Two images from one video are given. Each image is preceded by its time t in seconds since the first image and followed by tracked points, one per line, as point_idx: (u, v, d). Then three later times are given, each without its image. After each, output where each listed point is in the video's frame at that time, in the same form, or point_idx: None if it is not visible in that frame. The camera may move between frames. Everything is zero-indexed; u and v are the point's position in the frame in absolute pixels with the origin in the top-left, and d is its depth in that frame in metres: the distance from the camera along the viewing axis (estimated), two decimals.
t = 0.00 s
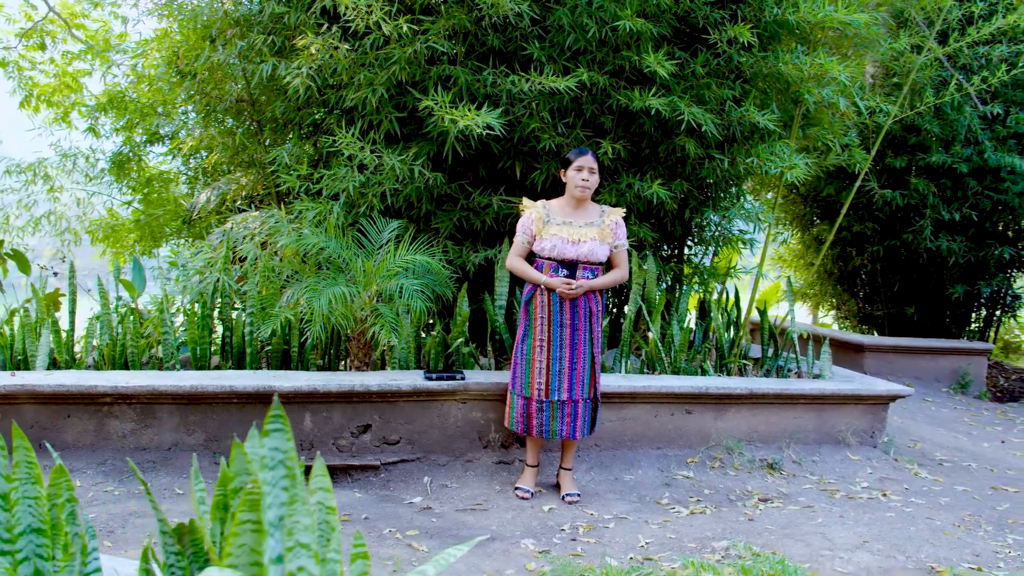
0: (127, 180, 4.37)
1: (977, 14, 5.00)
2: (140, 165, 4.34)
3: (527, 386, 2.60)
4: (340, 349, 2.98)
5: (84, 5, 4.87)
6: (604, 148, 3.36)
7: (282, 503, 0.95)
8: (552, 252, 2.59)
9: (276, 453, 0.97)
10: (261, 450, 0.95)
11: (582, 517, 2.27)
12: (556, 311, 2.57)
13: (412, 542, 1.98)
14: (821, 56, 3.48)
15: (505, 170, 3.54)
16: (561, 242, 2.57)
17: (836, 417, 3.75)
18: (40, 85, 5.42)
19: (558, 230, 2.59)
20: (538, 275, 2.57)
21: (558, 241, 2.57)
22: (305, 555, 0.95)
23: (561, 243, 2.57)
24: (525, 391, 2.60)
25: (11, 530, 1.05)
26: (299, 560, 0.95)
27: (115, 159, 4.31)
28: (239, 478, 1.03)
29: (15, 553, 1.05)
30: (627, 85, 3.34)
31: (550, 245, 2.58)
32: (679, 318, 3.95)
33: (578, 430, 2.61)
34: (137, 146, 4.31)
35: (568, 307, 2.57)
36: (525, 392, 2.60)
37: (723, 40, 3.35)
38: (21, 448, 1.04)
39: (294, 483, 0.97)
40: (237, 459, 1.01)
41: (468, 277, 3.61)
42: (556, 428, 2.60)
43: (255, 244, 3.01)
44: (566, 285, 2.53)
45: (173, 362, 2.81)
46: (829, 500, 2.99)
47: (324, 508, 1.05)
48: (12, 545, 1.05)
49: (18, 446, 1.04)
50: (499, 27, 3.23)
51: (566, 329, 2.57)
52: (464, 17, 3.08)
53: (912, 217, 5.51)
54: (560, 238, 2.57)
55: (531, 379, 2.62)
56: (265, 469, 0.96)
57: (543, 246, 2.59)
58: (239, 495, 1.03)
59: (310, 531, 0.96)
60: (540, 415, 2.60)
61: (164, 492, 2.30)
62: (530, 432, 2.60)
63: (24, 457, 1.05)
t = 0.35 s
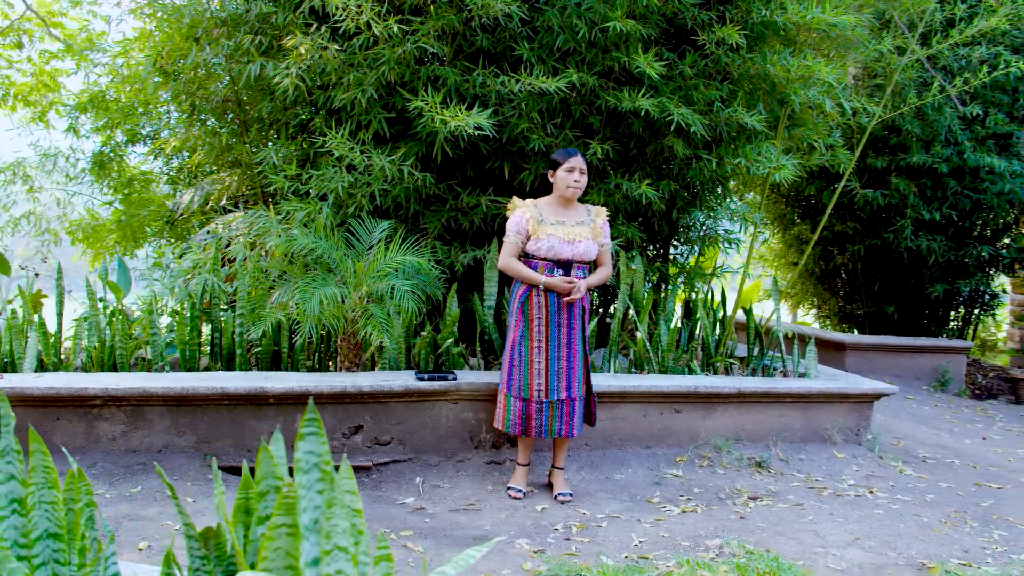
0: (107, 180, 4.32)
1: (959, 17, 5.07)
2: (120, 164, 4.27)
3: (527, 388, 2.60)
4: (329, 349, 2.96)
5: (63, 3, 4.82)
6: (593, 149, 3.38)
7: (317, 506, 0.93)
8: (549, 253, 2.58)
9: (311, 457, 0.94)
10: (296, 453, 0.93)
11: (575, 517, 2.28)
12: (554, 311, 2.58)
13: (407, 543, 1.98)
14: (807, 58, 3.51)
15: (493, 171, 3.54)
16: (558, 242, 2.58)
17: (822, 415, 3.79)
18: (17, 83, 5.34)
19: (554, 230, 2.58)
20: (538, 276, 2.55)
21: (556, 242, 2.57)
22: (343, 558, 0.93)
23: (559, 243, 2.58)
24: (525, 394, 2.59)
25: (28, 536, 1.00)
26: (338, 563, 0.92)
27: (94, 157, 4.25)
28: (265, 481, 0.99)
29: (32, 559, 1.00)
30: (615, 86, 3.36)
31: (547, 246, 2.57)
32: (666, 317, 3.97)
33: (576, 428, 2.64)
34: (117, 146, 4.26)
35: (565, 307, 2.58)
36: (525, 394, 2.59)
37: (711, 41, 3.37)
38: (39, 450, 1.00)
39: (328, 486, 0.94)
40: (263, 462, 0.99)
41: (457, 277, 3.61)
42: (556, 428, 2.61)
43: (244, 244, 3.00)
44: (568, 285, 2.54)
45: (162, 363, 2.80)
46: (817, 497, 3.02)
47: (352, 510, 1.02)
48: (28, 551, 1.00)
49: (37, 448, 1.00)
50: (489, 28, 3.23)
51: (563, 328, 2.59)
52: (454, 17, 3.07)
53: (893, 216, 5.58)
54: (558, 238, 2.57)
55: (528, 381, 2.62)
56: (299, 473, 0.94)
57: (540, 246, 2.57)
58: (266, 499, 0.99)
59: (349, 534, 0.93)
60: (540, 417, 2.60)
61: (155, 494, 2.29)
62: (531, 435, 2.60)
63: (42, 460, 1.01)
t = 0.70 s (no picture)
0: (88, 180, 4.27)
1: (942, 19, 5.13)
2: (102, 165, 4.23)
3: (511, 388, 2.60)
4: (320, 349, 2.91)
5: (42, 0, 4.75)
6: (582, 149, 3.38)
7: (347, 510, 0.89)
8: (531, 253, 2.58)
9: (341, 460, 0.89)
10: (325, 458, 0.88)
11: (568, 516, 2.29)
12: (537, 311, 2.58)
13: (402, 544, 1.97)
14: (795, 59, 3.54)
15: (481, 171, 3.53)
16: (541, 243, 2.58)
17: (808, 414, 3.82)
18: None
19: (536, 231, 2.58)
20: (522, 277, 2.55)
21: (539, 243, 2.57)
22: (376, 561, 0.92)
23: (541, 244, 2.58)
24: (509, 394, 2.59)
25: (41, 541, 1.01)
26: (371, 566, 0.91)
27: (76, 158, 4.20)
28: (286, 485, 1.00)
29: (45, 564, 1.01)
30: (605, 86, 3.36)
31: (530, 247, 2.57)
32: (654, 317, 3.98)
33: (558, 428, 2.65)
34: (99, 145, 4.22)
35: (548, 307, 2.59)
36: (509, 394, 2.59)
37: (701, 42, 3.39)
38: (53, 455, 1.00)
39: (357, 491, 0.90)
40: (285, 467, 0.99)
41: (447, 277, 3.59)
42: (538, 427, 2.62)
43: (232, 245, 2.97)
44: (553, 286, 2.56)
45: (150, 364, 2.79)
46: (805, 495, 3.05)
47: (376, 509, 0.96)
48: (42, 556, 1.00)
49: (50, 453, 1.00)
50: (478, 28, 3.22)
51: (546, 328, 2.60)
52: (444, 17, 3.06)
53: (875, 216, 5.64)
54: (541, 239, 2.58)
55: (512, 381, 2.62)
56: (329, 476, 0.89)
57: (523, 247, 2.58)
58: (289, 502, 1.00)
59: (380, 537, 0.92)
60: (523, 416, 2.61)
61: (146, 497, 2.27)
62: (515, 435, 2.60)
63: (55, 465, 1.01)
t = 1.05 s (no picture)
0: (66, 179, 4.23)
1: (924, 20, 5.19)
2: (81, 164, 4.20)
3: (488, 386, 2.61)
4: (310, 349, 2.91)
5: None
6: (571, 149, 3.38)
7: (378, 510, 0.78)
8: (506, 253, 2.58)
9: (372, 461, 0.79)
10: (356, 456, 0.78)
11: (561, 515, 2.29)
12: (513, 310, 2.57)
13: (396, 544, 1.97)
14: (781, 59, 3.58)
15: (468, 170, 3.52)
16: (514, 242, 2.57)
17: (795, 412, 3.85)
18: None
19: (510, 231, 2.58)
20: (495, 277, 2.54)
21: (512, 242, 2.56)
22: (411, 561, 0.80)
23: (515, 244, 2.57)
24: (485, 392, 2.60)
25: (54, 545, 0.92)
26: (406, 567, 0.79)
27: (55, 156, 4.15)
28: (310, 486, 0.89)
29: (59, 568, 0.92)
30: (592, 86, 3.36)
31: (504, 247, 2.57)
32: (642, 316, 3.99)
33: (539, 426, 2.63)
34: (78, 144, 4.18)
35: (524, 306, 2.57)
36: (485, 393, 2.61)
37: (688, 42, 3.41)
38: (66, 458, 0.91)
39: (391, 492, 0.79)
40: (308, 466, 0.89)
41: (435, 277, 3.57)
42: (517, 426, 2.62)
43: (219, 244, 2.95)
44: (526, 287, 2.51)
45: (138, 365, 2.79)
46: (794, 492, 3.07)
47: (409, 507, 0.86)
48: (55, 560, 0.92)
49: (63, 456, 0.91)
50: (465, 27, 3.21)
51: (523, 327, 2.59)
52: (432, 16, 3.05)
53: (857, 215, 5.70)
54: (514, 238, 2.57)
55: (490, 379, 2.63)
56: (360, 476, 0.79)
57: (497, 247, 2.58)
58: (312, 504, 0.90)
59: (415, 537, 0.81)
60: (501, 415, 2.61)
61: (135, 499, 2.24)
62: (492, 433, 2.61)
63: (69, 468, 0.92)
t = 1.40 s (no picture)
0: (59, 179, 4.21)
1: (918, 19, 5.20)
2: (72, 164, 4.19)
3: (480, 384, 2.62)
4: (309, 348, 2.91)
5: None
6: (570, 147, 3.37)
7: (420, 508, 0.77)
8: (497, 252, 2.59)
9: (413, 458, 0.77)
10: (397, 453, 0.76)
11: (563, 514, 2.29)
12: (504, 308, 2.58)
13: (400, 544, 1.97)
14: (779, 58, 3.59)
15: (466, 169, 3.50)
16: (505, 240, 2.57)
17: (792, 410, 3.86)
18: None
19: (502, 229, 2.59)
20: (485, 275, 2.56)
21: (502, 240, 2.57)
22: (455, 559, 0.78)
23: (506, 241, 2.57)
24: (477, 390, 2.61)
25: (79, 545, 0.85)
26: (449, 565, 0.78)
27: (45, 155, 4.13)
28: (342, 484, 0.81)
29: (84, 569, 0.85)
30: (591, 85, 3.36)
31: (495, 244, 2.58)
32: (639, 315, 4.00)
33: (531, 427, 2.62)
34: (69, 143, 4.15)
35: (515, 305, 2.58)
36: (477, 390, 2.61)
37: (687, 41, 3.42)
38: (91, 456, 0.84)
39: (432, 490, 0.77)
40: (342, 464, 0.82)
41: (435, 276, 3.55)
42: (509, 426, 2.61)
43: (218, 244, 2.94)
44: (512, 284, 2.52)
45: (137, 365, 2.78)
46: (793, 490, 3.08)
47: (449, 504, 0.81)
48: (79, 561, 0.84)
49: (87, 454, 0.84)
50: (462, 26, 3.20)
51: (514, 326, 2.59)
52: (431, 15, 3.04)
53: (849, 214, 5.73)
54: (505, 236, 2.57)
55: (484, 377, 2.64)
56: (401, 473, 0.77)
57: (488, 246, 2.59)
58: (345, 503, 0.82)
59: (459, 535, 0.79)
60: (492, 414, 2.61)
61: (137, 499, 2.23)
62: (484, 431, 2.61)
63: (94, 467, 0.85)
